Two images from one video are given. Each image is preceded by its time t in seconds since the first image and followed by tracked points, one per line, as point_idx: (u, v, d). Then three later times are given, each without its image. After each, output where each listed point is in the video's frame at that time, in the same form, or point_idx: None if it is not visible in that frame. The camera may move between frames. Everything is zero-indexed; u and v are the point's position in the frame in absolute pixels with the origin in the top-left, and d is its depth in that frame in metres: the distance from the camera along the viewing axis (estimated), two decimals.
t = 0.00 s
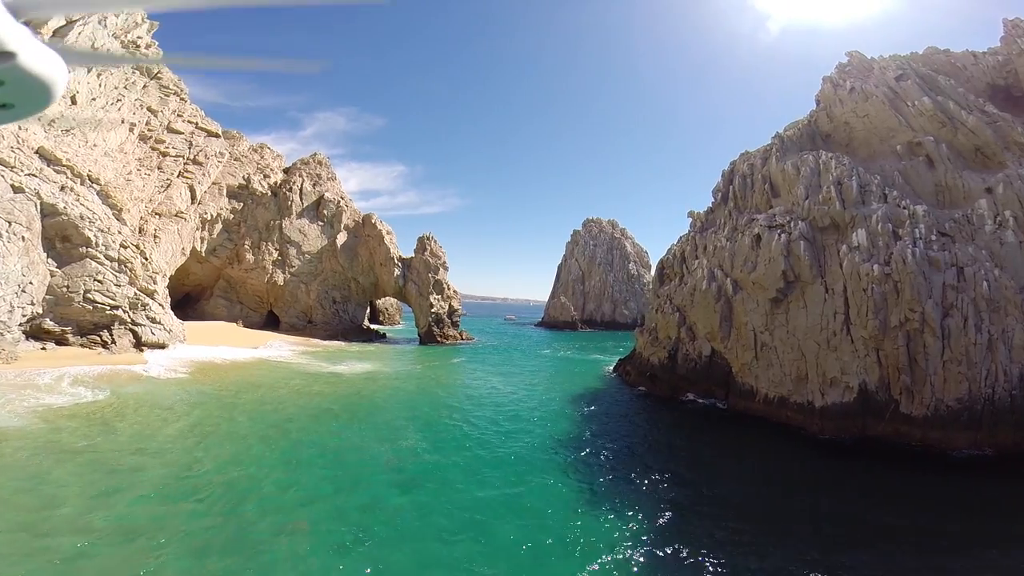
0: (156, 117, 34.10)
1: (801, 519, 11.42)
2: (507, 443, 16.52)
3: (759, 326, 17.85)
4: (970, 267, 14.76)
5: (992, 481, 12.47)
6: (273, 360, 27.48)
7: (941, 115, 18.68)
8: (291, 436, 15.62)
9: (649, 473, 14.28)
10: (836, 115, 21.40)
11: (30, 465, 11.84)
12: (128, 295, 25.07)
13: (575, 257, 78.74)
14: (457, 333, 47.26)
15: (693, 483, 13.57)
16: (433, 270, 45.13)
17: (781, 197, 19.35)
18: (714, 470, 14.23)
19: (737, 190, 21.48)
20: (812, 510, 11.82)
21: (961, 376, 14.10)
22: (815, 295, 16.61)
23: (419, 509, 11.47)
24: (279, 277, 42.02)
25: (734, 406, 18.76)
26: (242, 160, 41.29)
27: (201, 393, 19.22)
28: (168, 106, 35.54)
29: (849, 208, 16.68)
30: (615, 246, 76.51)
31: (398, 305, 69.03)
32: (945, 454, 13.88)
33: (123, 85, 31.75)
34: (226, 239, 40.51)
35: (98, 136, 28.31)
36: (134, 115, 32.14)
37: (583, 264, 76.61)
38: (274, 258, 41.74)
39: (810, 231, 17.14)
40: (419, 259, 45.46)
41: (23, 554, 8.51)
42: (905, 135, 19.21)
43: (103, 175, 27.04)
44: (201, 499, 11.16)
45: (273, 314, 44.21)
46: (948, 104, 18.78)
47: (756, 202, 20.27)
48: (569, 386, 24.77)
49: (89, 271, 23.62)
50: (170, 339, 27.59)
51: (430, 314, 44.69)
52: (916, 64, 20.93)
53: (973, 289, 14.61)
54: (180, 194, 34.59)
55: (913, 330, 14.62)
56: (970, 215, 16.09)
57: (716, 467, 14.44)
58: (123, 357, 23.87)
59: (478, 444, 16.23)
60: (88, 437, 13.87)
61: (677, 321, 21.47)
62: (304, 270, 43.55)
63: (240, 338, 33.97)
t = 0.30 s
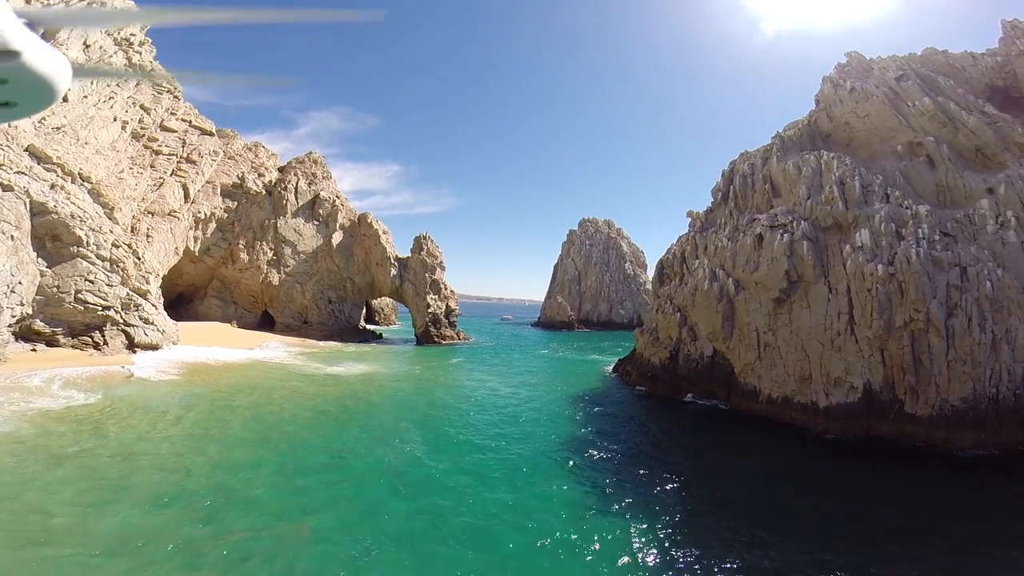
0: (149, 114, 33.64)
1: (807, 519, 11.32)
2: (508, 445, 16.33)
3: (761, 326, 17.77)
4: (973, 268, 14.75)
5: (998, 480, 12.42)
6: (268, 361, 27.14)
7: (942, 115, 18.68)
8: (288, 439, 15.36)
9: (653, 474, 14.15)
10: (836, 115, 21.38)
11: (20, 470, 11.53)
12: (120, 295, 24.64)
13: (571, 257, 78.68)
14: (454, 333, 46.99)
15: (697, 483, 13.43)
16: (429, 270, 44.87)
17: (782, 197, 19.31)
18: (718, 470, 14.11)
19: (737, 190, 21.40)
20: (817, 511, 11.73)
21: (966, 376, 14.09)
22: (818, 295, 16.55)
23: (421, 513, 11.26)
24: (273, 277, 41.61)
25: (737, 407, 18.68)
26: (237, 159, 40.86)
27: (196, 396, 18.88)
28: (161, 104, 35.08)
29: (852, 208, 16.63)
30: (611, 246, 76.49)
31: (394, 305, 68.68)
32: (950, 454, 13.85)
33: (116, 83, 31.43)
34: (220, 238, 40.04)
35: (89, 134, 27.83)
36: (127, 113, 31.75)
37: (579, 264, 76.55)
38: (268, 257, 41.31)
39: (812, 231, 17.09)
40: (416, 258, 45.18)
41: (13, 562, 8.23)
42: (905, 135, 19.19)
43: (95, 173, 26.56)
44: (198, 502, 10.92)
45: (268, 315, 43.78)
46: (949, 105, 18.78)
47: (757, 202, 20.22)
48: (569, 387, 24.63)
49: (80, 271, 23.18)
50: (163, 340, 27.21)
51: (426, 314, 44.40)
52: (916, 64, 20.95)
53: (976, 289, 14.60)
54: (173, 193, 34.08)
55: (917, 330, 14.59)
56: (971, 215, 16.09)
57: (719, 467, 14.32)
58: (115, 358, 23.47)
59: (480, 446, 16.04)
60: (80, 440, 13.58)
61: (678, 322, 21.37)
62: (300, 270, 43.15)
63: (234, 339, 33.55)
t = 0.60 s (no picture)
0: (135, 112, 32.87)
1: (812, 516, 11.28)
2: (508, 446, 16.15)
3: (760, 325, 17.81)
4: (968, 265, 14.89)
5: (998, 475, 12.49)
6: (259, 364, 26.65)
7: (935, 116, 18.86)
8: (282, 443, 15.00)
9: (655, 473, 14.06)
10: (830, 115, 21.51)
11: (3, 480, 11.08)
12: (105, 298, 24.00)
13: (563, 257, 78.73)
14: (447, 334, 46.65)
15: (701, 482, 13.34)
16: (422, 270, 44.53)
17: (778, 196, 19.37)
18: (720, 469, 14.05)
19: (733, 189, 21.43)
20: (822, 508, 11.70)
21: (963, 372, 14.26)
22: (816, 293, 16.61)
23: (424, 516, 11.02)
24: (263, 278, 40.94)
25: (736, 405, 18.70)
26: (225, 158, 40.17)
27: (185, 401, 18.41)
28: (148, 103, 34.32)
29: (848, 207, 16.72)
30: (603, 246, 76.65)
31: (385, 305, 68.16)
32: (949, 450, 13.96)
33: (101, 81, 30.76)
34: (208, 239, 39.29)
35: (73, 132, 27.08)
36: (112, 111, 31.06)
37: (571, 264, 76.59)
38: (258, 258, 40.64)
39: (810, 230, 17.15)
40: (409, 259, 44.82)
41: None
42: (899, 135, 19.32)
43: (80, 173, 25.85)
44: (192, 510, 10.56)
45: (258, 317, 43.08)
46: (942, 106, 18.98)
47: (753, 201, 20.27)
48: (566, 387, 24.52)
49: (64, 273, 22.51)
50: (151, 343, 26.59)
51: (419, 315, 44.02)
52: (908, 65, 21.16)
53: (972, 286, 14.74)
54: (160, 192, 33.33)
55: (915, 327, 14.70)
56: (965, 214, 16.25)
57: (721, 465, 14.25)
58: (101, 363, 22.86)
59: (479, 448, 15.83)
60: (66, 448, 13.12)
61: (675, 321, 21.35)
62: (290, 271, 42.53)
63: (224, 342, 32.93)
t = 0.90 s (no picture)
0: (133, 114, 32.62)
1: (831, 516, 11.08)
2: (518, 449, 15.95)
3: (771, 323, 17.64)
4: (981, 262, 14.69)
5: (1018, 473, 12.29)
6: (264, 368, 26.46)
7: (941, 113, 18.68)
8: (289, 448, 14.81)
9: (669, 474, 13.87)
10: (835, 112, 21.32)
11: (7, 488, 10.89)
12: (107, 302, 23.82)
13: (564, 257, 78.52)
14: (450, 335, 46.42)
15: (715, 482, 13.13)
16: (424, 272, 44.32)
17: (785, 193, 19.20)
18: (735, 468, 13.88)
19: (739, 187, 21.24)
20: (840, 507, 11.50)
21: (979, 369, 14.03)
22: (828, 291, 16.44)
23: (435, 521, 10.83)
24: (265, 281, 40.71)
25: (748, 405, 18.53)
26: (224, 160, 39.98)
27: (190, 405, 18.23)
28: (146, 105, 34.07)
29: (858, 204, 16.53)
30: (603, 245, 76.43)
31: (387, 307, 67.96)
32: (966, 448, 13.76)
33: (98, 83, 30.40)
34: (209, 242, 39.07)
35: (71, 135, 26.85)
36: (110, 113, 30.78)
37: (572, 264, 76.39)
38: (260, 261, 40.43)
39: (819, 228, 16.97)
40: (410, 260, 44.63)
41: None
42: (905, 132, 19.12)
43: (78, 177, 25.59)
44: (198, 517, 10.35)
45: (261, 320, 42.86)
46: (947, 103, 18.81)
47: (759, 199, 20.09)
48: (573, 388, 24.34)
49: (65, 277, 22.31)
50: (154, 347, 26.39)
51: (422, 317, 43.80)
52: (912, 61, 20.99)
53: (985, 282, 14.54)
54: (160, 195, 33.13)
55: (929, 324, 14.52)
56: (975, 211, 16.06)
57: (735, 465, 14.06)
58: (104, 367, 22.67)
59: (489, 451, 15.64)
60: (71, 454, 12.94)
61: (683, 320, 21.17)
62: (292, 273, 42.32)
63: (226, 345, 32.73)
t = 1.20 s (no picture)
0: (140, 115, 32.63)
1: (851, 519, 10.81)
2: (529, 452, 15.72)
3: (784, 324, 17.36)
4: (999, 262, 14.38)
5: None
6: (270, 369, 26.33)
7: (956, 112, 18.34)
8: (297, 450, 14.65)
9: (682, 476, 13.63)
10: (846, 112, 20.99)
11: (14, 492, 10.77)
12: (114, 303, 23.78)
13: (569, 257, 78.23)
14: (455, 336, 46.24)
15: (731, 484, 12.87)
16: (429, 272, 44.17)
17: (797, 193, 18.91)
18: (750, 470, 13.63)
19: (751, 187, 20.95)
20: (861, 509, 11.22)
21: (998, 370, 13.73)
22: (843, 291, 16.15)
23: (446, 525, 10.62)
24: (271, 282, 40.64)
25: (761, 406, 18.26)
26: (231, 160, 39.98)
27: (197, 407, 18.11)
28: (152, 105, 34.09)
29: (873, 204, 16.24)
30: (608, 246, 76.08)
31: (392, 308, 67.85)
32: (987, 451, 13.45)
33: (104, 83, 30.38)
34: (215, 243, 39.06)
35: (78, 135, 26.85)
36: (116, 113, 30.78)
37: (577, 264, 76.10)
38: (266, 261, 40.38)
39: (834, 228, 16.68)
40: (416, 261, 44.49)
41: None
42: (919, 132, 18.79)
43: (85, 177, 25.56)
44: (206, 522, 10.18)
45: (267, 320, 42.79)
46: (961, 103, 18.47)
47: (771, 199, 19.81)
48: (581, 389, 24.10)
49: (72, 278, 22.28)
50: (161, 348, 26.35)
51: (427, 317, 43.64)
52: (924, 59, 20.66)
53: (1004, 283, 14.23)
54: (166, 195, 33.14)
55: (947, 324, 14.22)
56: (991, 211, 15.75)
57: (750, 467, 13.81)
58: (111, 368, 22.62)
59: (499, 454, 15.44)
60: (77, 458, 12.81)
61: (694, 321, 20.91)
62: (298, 274, 42.25)
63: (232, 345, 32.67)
